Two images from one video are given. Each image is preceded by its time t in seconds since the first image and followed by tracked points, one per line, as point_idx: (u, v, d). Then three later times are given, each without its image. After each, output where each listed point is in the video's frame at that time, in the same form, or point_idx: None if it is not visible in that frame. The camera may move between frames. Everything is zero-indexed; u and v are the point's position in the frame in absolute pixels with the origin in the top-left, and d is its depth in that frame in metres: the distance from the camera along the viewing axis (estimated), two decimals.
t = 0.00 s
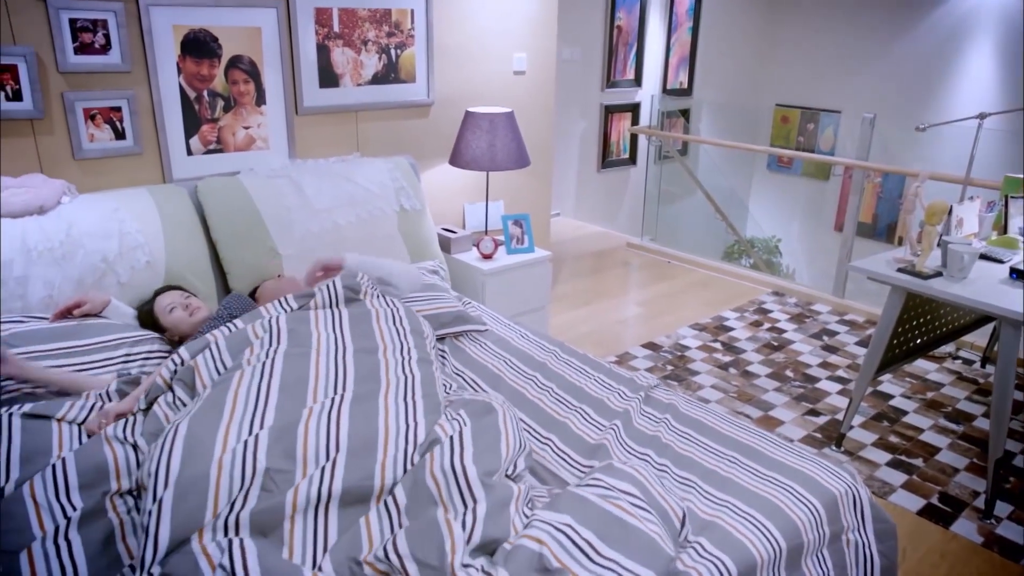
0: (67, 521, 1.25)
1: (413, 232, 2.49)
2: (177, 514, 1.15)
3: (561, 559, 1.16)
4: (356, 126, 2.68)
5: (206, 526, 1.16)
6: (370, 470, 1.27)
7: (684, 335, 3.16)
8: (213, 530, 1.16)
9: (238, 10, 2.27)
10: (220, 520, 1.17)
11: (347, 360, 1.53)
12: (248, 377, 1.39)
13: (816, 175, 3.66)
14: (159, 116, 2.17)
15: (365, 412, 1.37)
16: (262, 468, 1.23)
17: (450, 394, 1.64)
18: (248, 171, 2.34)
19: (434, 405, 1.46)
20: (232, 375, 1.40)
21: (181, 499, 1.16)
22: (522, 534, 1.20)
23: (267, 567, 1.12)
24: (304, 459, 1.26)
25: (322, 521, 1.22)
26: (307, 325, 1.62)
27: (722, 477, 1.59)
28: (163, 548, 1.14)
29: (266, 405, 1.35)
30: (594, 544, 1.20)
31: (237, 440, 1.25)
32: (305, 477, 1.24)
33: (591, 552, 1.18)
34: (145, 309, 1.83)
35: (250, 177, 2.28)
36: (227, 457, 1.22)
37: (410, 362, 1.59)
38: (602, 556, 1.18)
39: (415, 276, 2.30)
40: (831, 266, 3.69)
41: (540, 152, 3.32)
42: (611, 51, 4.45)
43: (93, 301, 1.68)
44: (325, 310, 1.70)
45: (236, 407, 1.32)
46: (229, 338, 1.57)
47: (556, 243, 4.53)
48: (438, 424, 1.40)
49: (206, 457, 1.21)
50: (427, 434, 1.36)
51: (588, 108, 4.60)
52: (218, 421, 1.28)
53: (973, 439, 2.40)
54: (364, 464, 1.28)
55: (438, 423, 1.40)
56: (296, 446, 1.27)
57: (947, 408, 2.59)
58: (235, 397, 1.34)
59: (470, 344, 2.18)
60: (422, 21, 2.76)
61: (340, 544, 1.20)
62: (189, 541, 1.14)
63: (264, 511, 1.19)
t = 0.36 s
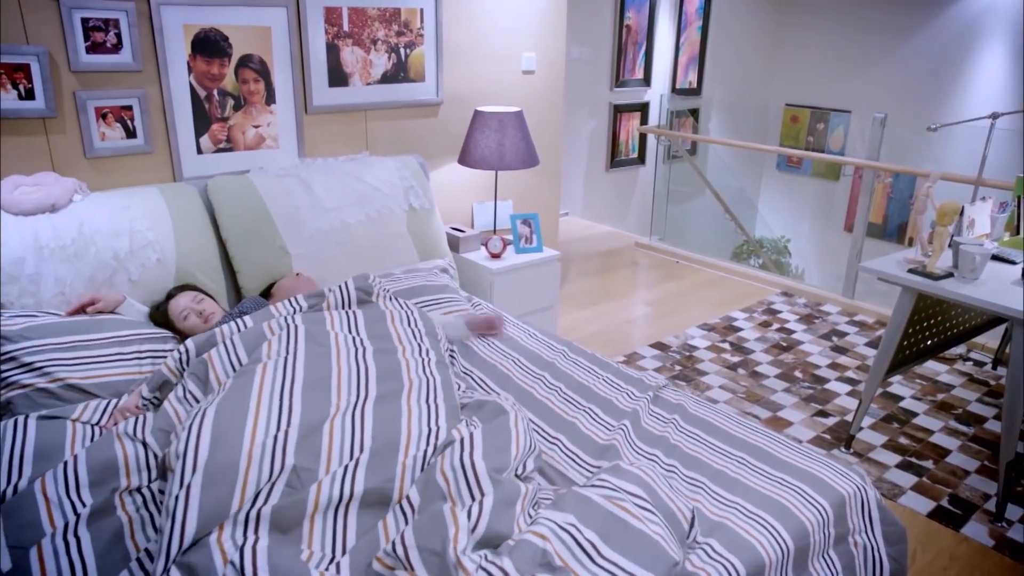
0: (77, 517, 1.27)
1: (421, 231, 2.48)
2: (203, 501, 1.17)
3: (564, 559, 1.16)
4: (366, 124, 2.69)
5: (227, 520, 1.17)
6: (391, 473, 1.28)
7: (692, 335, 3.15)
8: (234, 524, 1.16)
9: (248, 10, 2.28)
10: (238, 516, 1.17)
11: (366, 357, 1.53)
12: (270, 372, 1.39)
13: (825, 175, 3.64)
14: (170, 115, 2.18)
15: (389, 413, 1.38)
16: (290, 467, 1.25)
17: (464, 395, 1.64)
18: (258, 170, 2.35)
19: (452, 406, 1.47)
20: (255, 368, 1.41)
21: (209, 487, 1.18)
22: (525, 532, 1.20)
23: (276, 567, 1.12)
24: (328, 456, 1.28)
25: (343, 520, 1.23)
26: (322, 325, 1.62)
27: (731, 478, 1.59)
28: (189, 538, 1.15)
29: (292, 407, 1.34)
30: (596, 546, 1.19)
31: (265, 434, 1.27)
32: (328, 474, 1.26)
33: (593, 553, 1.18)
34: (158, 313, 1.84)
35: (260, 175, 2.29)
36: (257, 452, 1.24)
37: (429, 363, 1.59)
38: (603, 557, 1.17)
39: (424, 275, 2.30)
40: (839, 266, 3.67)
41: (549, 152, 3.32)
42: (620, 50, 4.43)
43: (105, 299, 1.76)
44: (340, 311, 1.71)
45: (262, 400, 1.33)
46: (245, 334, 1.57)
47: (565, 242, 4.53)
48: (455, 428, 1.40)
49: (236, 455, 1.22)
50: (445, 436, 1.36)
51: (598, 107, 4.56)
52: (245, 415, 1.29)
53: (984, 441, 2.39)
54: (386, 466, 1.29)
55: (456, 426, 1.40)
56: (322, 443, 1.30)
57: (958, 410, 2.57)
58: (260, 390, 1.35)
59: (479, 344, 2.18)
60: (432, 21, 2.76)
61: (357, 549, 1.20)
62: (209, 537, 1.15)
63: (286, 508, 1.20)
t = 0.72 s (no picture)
0: (87, 513, 1.27)
1: (430, 230, 2.48)
2: (227, 488, 1.17)
3: (582, 569, 1.15)
4: (376, 123, 2.69)
5: (245, 512, 1.17)
6: (408, 473, 1.28)
7: (701, 336, 3.15)
8: (251, 518, 1.17)
9: (258, 10, 2.29)
10: (256, 510, 1.17)
11: (379, 359, 1.53)
12: (286, 372, 1.38)
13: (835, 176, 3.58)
14: (181, 114, 2.19)
15: (406, 414, 1.38)
16: (311, 463, 1.25)
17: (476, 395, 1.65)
18: (268, 169, 2.36)
19: (466, 408, 1.47)
20: (274, 360, 1.42)
21: (232, 474, 1.18)
22: (542, 543, 1.20)
23: (293, 567, 1.10)
24: (347, 453, 1.28)
25: (358, 520, 1.24)
26: (334, 328, 1.63)
27: (742, 480, 1.58)
28: (210, 528, 1.14)
29: (311, 404, 1.33)
30: (612, 553, 1.19)
31: (287, 426, 1.27)
32: (347, 472, 1.26)
33: (609, 561, 1.17)
34: (170, 312, 1.85)
35: (269, 174, 2.29)
36: (279, 449, 1.24)
37: (442, 364, 1.59)
38: (621, 564, 1.17)
39: (432, 275, 2.30)
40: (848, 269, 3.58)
41: (558, 152, 3.32)
42: (629, 50, 4.45)
43: (117, 296, 1.80)
44: (350, 313, 1.72)
45: (282, 396, 1.32)
46: (254, 332, 1.56)
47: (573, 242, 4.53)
48: (471, 430, 1.41)
49: (256, 457, 1.22)
50: (461, 438, 1.36)
51: (607, 107, 4.57)
52: (266, 410, 1.28)
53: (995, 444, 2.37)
54: (403, 466, 1.29)
55: (471, 428, 1.41)
56: (340, 441, 1.29)
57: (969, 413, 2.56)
58: (279, 387, 1.34)
59: (487, 344, 2.18)
60: (441, 21, 2.76)
61: (374, 549, 1.21)
62: (227, 529, 1.14)
63: (304, 503, 1.21)
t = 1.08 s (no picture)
0: (98, 510, 1.28)
1: (440, 230, 2.48)
2: (238, 484, 1.17)
3: (594, 570, 1.15)
4: (386, 122, 2.70)
5: (256, 508, 1.17)
6: (420, 471, 1.29)
7: (710, 336, 3.14)
8: (261, 515, 1.18)
9: (269, 9, 2.30)
10: (267, 506, 1.18)
11: (390, 360, 1.54)
12: (299, 372, 1.39)
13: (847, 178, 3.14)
14: (192, 112, 2.20)
15: (419, 412, 1.39)
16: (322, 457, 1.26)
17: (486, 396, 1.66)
18: (278, 167, 2.37)
19: (478, 409, 1.48)
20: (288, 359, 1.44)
21: (242, 469, 1.19)
22: (554, 543, 1.20)
23: (303, 565, 1.10)
24: (359, 448, 1.29)
25: (368, 518, 1.24)
26: (344, 328, 1.62)
27: (751, 481, 1.57)
28: (220, 526, 1.14)
29: (322, 399, 1.33)
30: (624, 555, 1.19)
31: (299, 421, 1.28)
32: (359, 469, 1.27)
33: (621, 561, 1.17)
34: (194, 300, 1.89)
35: (280, 173, 2.30)
36: (289, 444, 1.25)
37: (453, 364, 1.59)
38: (632, 565, 1.17)
39: (442, 275, 2.30)
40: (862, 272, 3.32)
41: (567, 151, 3.32)
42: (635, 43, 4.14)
43: (130, 295, 1.79)
44: (360, 316, 1.68)
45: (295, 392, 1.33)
46: (266, 338, 1.57)
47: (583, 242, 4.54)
48: (482, 431, 1.40)
49: (267, 454, 1.23)
50: (473, 438, 1.36)
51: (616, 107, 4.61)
52: (277, 405, 1.29)
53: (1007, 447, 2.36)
54: (415, 465, 1.30)
55: (482, 429, 1.41)
56: (353, 436, 1.30)
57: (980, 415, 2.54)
58: (290, 383, 1.34)
59: (496, 343, 2.18)
60: (452, 20, 2.76)
61: (385, 547, 1.21)
62: (239, 524, 1.15)
63: (316, 499, 1.21)
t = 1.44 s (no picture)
0: (108, 506, 1.28)
1: (448, 229, 2.49)
2: (248, 484, 1.17)
3: (603, 569, 1.15)
4: (395, 121, 2.70)
5: (268, 504, 1.18)
6: (430, 470, 1.29)
7: (718, 336, 3.13)
8: (273, 511, 1.18)
9: (278, 8, 2.30)
10: (279, 503, 1.18)
11: (401, 360, 1.54)
12: (311, 371, 1.40)
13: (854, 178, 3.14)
14: (202, 111, 2.21)
15: (429, 411, 1.39)
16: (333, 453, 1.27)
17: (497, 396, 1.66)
18: (287, 166, 2.38)
19: (487, 409, 1.47)
20: (301, 360, 1.45)
21: (255, 466, 1.20)
22: (563, 543, 1.20)
23: (314, 561, 1.08)
24: (369, 448, 1.30)
25: (379, 516, 1.24)
26: (354, 327, 1.63)
27: (759, 482, 1.57)
28: (232, 518, 1.14)
29: (333, 402, 1.35)
30: (633, 554, 1.18)
31: (308, 420, 1.29)
32: (369, 468, 1.27)
33: (631, 561, 1.17)
34: (223, 287, 1.91)
35: (289, 172, 2.31)
36: (301, 440, 1.26)
37: (464, 364, 1.59)
38: (641, 565, 1.17)
39: (450, 274, 2.30)
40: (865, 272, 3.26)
41: (575, 151, 3.31)
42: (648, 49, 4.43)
43: (141, 293, 1.79)
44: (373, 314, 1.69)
45: (304, 389, 1.35)
46: (279, 337, 1.57)
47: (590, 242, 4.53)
48: (492, 430, 1.40)
49: (277, 450, 1.23)
50: (484, 437, 1.36)
51: (624, 106, 4.64)
52: (288, 404, 1.31)
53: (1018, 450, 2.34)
54: (425, 463, 1.30)
55: (491, 428, 1.40)
56: (364, 436, 1.31)
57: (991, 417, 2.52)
58: (303, 383, 1.37)
59: (504, 343, 2.18)
60: (460, 20, 2.76)
61: (395, 545, 1.21)
62: (250, 521, 1.15)
63: (325, 497, 1.21)
